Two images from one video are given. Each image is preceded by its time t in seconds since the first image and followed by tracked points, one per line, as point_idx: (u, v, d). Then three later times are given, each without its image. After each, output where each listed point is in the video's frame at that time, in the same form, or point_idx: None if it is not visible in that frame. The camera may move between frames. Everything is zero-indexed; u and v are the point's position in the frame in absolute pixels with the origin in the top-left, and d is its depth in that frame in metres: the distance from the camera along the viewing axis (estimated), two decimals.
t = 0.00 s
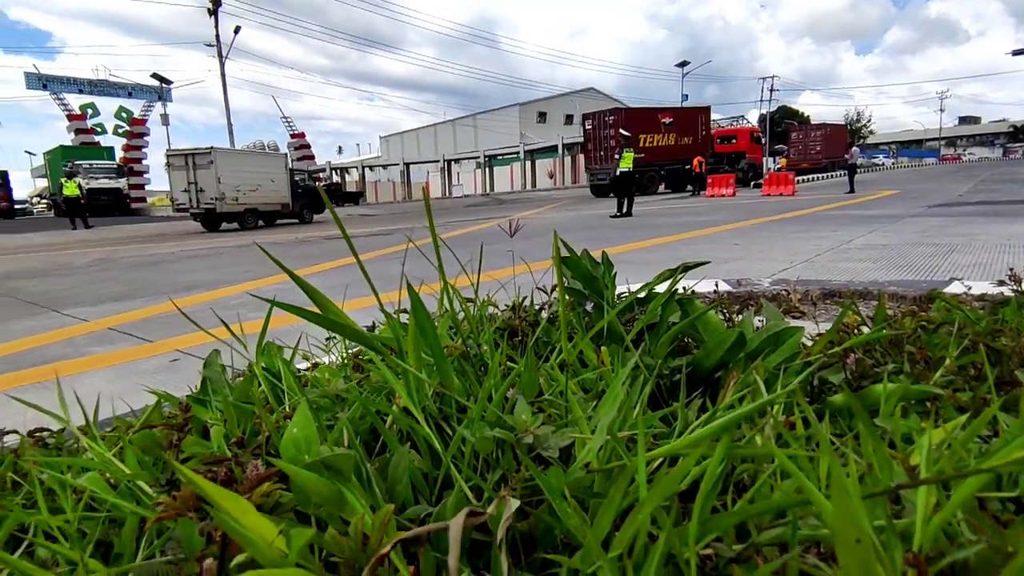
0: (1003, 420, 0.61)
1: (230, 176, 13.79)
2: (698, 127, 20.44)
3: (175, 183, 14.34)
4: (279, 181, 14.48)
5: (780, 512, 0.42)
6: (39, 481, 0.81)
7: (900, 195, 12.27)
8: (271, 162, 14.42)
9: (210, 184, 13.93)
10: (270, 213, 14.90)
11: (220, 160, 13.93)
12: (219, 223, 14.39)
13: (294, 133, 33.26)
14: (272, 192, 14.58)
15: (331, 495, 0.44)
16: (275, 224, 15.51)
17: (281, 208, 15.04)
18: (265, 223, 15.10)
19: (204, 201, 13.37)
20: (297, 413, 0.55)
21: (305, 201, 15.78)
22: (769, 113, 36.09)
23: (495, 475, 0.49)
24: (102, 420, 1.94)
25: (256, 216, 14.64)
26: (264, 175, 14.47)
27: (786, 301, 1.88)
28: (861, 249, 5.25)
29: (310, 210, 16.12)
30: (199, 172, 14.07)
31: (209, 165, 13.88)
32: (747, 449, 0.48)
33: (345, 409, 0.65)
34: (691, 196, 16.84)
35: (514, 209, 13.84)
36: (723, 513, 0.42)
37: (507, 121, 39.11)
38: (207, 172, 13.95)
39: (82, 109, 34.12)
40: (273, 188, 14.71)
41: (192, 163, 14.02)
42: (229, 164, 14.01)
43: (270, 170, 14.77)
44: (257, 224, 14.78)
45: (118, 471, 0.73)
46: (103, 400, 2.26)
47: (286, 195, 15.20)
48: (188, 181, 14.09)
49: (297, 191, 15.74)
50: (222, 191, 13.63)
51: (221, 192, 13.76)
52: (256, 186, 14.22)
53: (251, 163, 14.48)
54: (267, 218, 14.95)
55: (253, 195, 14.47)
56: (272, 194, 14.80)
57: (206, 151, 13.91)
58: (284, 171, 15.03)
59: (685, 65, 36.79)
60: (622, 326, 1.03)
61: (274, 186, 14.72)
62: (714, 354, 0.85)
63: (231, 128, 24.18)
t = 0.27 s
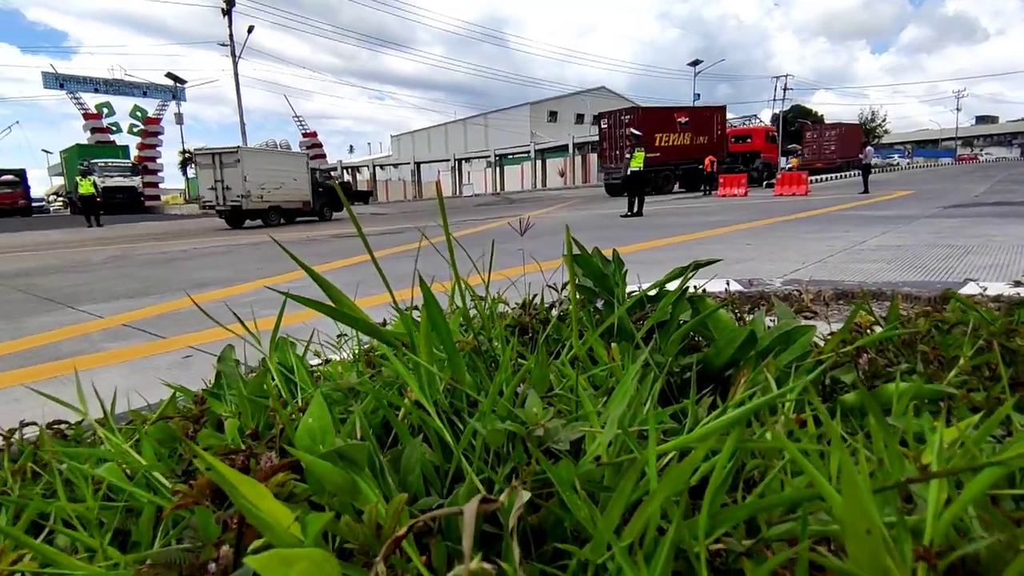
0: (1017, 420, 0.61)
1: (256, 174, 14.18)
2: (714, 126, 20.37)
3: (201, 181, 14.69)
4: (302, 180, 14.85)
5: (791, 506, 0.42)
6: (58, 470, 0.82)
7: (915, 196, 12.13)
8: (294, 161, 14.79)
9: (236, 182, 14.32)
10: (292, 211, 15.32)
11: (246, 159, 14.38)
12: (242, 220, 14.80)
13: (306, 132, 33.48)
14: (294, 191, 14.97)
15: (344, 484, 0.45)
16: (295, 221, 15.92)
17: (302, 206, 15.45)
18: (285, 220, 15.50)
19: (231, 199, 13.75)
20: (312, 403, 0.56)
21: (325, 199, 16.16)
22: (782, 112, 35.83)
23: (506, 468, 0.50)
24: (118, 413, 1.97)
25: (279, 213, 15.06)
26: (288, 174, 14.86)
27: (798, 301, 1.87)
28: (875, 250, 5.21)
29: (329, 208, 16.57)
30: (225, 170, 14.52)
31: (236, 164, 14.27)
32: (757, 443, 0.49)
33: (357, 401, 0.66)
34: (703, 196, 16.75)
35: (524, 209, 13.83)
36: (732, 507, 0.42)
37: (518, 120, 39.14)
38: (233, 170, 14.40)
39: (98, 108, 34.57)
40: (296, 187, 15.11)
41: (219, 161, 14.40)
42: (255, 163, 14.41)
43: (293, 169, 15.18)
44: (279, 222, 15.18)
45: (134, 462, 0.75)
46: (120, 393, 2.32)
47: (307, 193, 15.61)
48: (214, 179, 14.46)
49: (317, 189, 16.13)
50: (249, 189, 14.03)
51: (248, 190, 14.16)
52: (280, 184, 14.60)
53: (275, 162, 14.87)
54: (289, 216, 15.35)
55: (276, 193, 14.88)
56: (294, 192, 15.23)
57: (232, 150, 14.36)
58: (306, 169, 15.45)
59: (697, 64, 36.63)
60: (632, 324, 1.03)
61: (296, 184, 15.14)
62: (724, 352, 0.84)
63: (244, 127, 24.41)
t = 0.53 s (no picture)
0: None
1: (275, 174, 14.65)
2: (726, 126, 20.34)
3: (222, 180, 15.20)
4: (318, 180, 15.23)
5: (799, 504, 0.42)
6: (72, 465, 0.84)
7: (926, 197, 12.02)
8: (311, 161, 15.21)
9: (256, 182, 14.83)
10: (309, 210, 15.72)
11: (266, 159, 14.86)
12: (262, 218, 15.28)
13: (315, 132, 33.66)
14: (311, 190, 15.36)
15: (354, 477, 0.45)
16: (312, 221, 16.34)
17: (319, 205, 15.84)
18: (302, 219, 15.90)
19: (249, 197, 14.23)
20: (322, 399, 0.57)
21: (340, 199, 16.46)
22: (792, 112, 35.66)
23: (514, 464, 0.50)
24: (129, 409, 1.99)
25: (296, 212, 15.52)
26: (305, 174, 15.28)
27: (808, 301, 1.86)
28: (884, 251, 5.17)
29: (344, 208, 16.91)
30: (245, 170, 15.00)
31: (255, 164, 14.75)
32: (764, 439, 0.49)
33: (367, 397, 0.67)
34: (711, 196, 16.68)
35: (530, 209, 13.84)
36: (740, 504, 0.42)
37: (525, 121, 39.17)
38: (254, 171, 14.88)
39: (109, 108, 34.89)
40: (313, 187, 15.52)
41: (239, 161, 14.91)
42: (274, 163, 14.88)
43: (310, 169, 15.59)
44: (296, 220, 15.62)
45: (146, 458, 0.76)
46: (133, 388, 2.34)
47: (323, 193, 16.03)
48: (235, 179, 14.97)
49: (333, 189, 16.52)
50: (267, 188, 14.50)
51: (266, 189, 14.61)
52: (296, 184, 15.03)
53: (293, 162, 15.32)
54: (306, 215, 15.77)
55: (294, 193, 15.33)
56: (311, 191, 15.62)
57: (253, 151, 14.85)
58: (322, 170, 15.82)
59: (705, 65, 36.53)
60: (640, 323, 1.04)
61: (313, 184, 15.53)
62: (732, 352, 0.84)
63: (252, 127, 24.57)
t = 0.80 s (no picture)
0: None
1: (295, 175, 14.93)
2: (737, 127, 20.28)
3: (243, 180, 15.49)
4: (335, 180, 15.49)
5: (811, 503, 0.42)
6: (86, 458, 0.85)
7: (937, 198, 11.93)
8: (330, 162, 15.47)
9: (276, 182, 15.12)
10: (326, 210, 16.01)
11: (287, 160, 15.09)
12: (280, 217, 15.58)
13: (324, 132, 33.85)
14: (328, 190, 15.62)
15: (366, 472, 0.46)
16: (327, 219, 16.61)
17: (335, 204, 16.11)
18: (319, 218, 16.19)
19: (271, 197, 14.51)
20: (335, 393, 0.58)
21: (356, 198, 16.66)
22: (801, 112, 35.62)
23: (524, 458, 0.51)
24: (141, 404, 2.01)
25: (314, 212, 15.81)
26: (323, 174, 15.55)
27: (817, 302, 1.85)
28: (894, 252, 5.14)
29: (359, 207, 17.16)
30: (266, 170, 15.26)
31: (276, 165, 15.04)
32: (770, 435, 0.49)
33: (379, 393, 0.68)
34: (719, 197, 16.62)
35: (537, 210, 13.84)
36: (752, 499, 0.43)
37: (533, 121, 39.19)
38: (274, 171, 15.13)
39: (120, 108, 35.22)
40: (330, 187, 15.78)
41: (260, 162, 15.20)
42: (294, 163, 15.14)
43: (328, 169, 15.85)
44: (313, 219, 15.91)
45: (159, 451, 0.76)
46: (145, 384, 2.39)
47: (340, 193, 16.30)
48: (256, 179, 15.25)
49: (347, 188, 16.77)
50: (288, 188, 14.80)
51: (286, 189, 14.89)
52: (315, 184, 15.31)
53: (311, 163, 15.56)
54: (323, 214, 16.05)
55: (313, 192, 15.61)
56: (329, 191, 15.89)
57: (274, 151, 15.10)
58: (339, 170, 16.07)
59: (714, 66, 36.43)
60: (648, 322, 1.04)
61: (331, 184, 15.79)
62: (741, 351, 0.84)
63: (261, 127, 24.72)
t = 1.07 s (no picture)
0: None
1: (311, 175, 15.10)
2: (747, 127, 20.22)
3: (258, 179, 15.66)
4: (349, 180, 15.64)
5: (818, 500, 0.42)
6: (96, 453, 0.86)
7: (946, 199, 11.85)
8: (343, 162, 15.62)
9: (292, 182, 15.30)
10: (339, 209, 16.18)
11: (303, 160, 15.24)
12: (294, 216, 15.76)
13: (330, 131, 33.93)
14: (342, 190, 15.77)
15: (373, 466, 0.46)
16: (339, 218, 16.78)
17: (348, 204, 16.28)
18: (331, 217, 16.37)
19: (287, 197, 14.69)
20: (342, 389, 0.59)
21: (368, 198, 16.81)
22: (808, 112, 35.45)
23: (530, 454, 0.51)
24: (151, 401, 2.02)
25: (328, 211, 16.00)
26: (337, 174, 15.70)
27: (823, 301, 1.85)
28: (902, 253, 5.10)
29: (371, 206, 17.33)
30: (282, 170, 15.42)
31: (292, 165, 15.20)
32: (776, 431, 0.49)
33: (386, 390, 0.68)
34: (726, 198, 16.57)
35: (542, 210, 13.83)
36: (757, 495, 0.43)
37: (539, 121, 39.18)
38: (290, 171, 15.30)
39: (128, 108, 35.42)
40: (343, 186, 15.95)
41: (277, 162, 15.37)
42: (310, 163, 15.30)
43: (341, 169, 16.01)
44: (326, 218, 16.09)
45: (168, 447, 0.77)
46: (154, 381, 2.41)
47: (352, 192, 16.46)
48: (272, 178, 15.42)
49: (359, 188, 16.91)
50: (303, 188, 14.97)
51: (302, 190, 15.06)
52: (329, 184, 15.48)
53: (326, 163, 15.71)
54: (335, 213, 16.23)
55: (327, 192, 15.79)
56: (343, 191, 16.04)
57: (290, 151, 15.25)
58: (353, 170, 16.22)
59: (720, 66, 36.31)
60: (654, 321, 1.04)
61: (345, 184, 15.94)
62: (748, 350, 0.84)
63: (268, 127, 24.83)
